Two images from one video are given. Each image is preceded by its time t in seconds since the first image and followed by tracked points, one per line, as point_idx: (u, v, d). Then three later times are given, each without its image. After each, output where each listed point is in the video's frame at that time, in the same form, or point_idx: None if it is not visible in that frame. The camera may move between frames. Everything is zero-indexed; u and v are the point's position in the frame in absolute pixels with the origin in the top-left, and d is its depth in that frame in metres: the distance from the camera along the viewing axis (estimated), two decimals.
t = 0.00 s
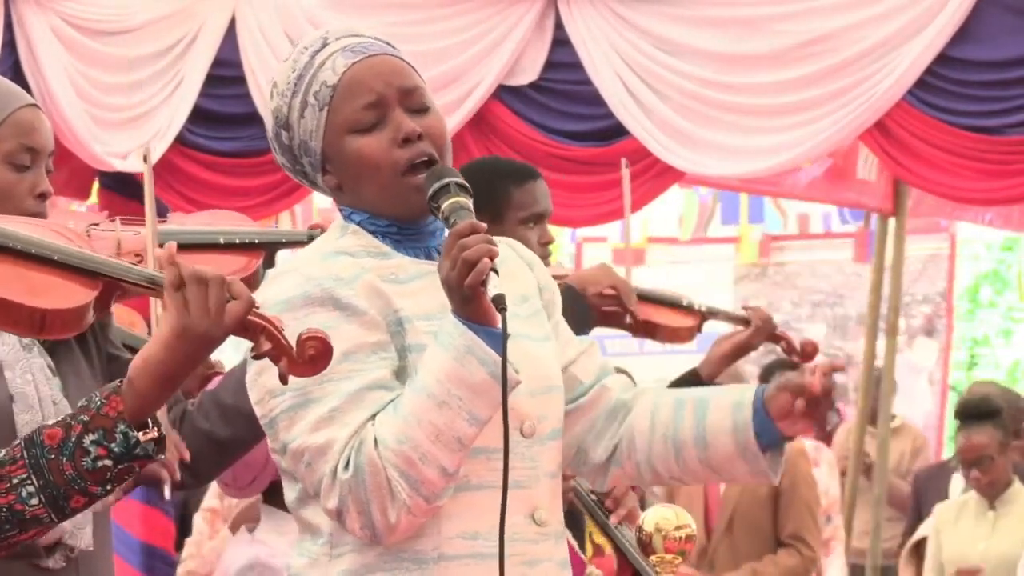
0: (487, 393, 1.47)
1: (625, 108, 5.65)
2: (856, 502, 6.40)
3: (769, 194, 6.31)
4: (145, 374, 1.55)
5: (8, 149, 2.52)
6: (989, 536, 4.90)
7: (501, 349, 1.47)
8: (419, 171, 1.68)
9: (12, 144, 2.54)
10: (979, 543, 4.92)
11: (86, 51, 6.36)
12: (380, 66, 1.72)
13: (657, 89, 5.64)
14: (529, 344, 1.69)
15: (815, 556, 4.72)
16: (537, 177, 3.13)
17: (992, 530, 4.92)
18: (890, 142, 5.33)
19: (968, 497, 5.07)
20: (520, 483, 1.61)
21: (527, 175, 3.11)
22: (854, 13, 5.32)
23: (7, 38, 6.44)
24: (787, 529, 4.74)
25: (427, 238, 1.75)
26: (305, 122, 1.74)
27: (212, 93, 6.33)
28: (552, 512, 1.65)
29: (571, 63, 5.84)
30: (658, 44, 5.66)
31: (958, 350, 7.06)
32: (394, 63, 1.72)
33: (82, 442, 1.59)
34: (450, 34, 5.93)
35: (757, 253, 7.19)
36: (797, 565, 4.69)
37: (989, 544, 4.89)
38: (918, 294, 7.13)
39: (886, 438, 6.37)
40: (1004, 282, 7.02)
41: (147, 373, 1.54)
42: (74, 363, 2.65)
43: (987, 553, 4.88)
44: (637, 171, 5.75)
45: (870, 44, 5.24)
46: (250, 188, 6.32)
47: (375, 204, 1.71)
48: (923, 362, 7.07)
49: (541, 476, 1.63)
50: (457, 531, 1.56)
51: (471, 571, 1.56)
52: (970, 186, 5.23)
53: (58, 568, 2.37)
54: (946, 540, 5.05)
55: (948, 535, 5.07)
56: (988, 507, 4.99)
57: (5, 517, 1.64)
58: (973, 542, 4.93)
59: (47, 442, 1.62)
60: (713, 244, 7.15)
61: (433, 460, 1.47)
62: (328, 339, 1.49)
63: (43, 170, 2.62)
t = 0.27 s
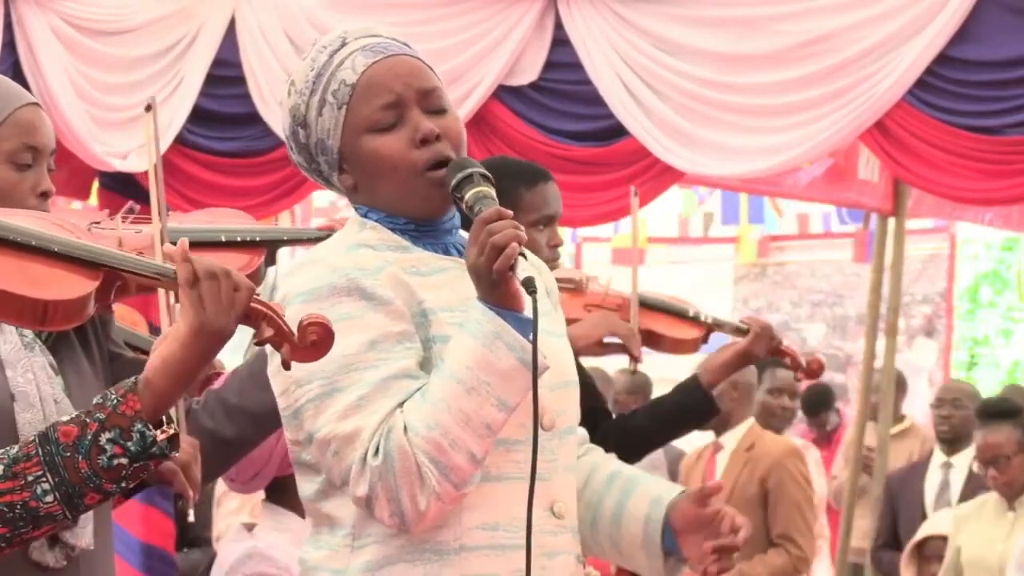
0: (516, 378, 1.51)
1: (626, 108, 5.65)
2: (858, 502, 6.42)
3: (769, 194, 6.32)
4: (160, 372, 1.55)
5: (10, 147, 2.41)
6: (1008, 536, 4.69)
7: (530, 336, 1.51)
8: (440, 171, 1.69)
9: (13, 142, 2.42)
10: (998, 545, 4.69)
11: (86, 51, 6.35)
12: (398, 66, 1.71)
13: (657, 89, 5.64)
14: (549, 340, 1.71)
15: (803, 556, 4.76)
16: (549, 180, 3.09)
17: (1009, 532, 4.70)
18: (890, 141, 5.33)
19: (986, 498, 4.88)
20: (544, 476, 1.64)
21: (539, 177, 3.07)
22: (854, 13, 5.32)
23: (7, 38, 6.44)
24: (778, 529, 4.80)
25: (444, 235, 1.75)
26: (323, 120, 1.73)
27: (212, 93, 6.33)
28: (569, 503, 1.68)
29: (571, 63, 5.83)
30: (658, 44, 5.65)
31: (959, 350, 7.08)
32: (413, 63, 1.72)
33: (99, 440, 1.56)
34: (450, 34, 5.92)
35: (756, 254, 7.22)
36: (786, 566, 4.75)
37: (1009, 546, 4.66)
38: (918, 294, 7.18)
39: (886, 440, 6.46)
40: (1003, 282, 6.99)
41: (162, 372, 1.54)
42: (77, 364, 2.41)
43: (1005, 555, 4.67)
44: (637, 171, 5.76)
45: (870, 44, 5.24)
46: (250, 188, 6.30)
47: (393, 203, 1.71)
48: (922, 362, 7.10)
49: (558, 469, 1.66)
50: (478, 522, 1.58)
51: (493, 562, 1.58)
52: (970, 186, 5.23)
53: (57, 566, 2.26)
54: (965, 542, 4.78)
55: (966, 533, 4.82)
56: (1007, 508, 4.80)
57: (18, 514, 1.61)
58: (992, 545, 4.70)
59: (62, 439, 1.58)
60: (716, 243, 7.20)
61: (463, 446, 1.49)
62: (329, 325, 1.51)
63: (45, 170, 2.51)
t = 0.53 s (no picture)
0: (536, 380, 1.54)
1: (625, 109, 5.65)
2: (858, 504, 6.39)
3: (769, 194, 6.30)
4: (160, 367, 1.53)
5: (10, 147, 2.40)
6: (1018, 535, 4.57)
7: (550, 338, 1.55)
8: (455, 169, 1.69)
9: (13, 142, 2.41)
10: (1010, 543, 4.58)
11: (85, 51, 6.35)
12: (420, 64, 1.72)
13: (657, 90, 5.64)
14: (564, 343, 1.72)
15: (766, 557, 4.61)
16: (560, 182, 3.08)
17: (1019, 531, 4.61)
18: (890, 141, 5.33)
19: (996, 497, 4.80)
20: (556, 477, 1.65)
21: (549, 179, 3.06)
22: (854, 13, 5.31)
23: (7, 38, 6.46)
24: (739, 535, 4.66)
25: (453, 237, 1.76)
26: (342, 113, 1.73)
27: (211, 93, 6.33)
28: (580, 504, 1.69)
29: (571, 63, 5.83)
30: (658, 44, 5.65)
31: (960, 351, 7.09)
32: (433, 62, 1.73)
33: (99, 437, 1.55)
34: (451, 34, 5.92)
35: (757, 254, 7.22)
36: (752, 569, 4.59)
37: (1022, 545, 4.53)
38: (918, 294, 7.16)
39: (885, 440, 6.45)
40: (1003, 282, 7.01)
41: (162, 366, 1.53)
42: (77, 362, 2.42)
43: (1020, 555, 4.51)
44: (637, 171, 5.75)
45: (869, 44, 5.23)
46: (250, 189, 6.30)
47: (406, 200, 1.71)
48: (921, 363, 7.11)
49: (568, 471, 1.67)
50: (489, 522, 1.59)
51: (505, 561, 1.58)
52: (970, 187, 5.23)
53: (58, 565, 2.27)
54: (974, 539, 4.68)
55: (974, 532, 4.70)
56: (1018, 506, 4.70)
57: (19, 513, 1.60)
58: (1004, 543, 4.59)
59: (62, 437, 1.58)
60: (718, 243, 7.19)
61: (480, 446, 1.51)
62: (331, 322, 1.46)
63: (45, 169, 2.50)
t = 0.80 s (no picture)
0: (548, 382, 1.54)
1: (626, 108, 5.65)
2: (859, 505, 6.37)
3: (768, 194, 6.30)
4: (160, 372, 1.48)
5: (10, 147, 2.40)
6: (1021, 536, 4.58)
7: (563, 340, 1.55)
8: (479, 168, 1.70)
9: (12, 142, 2.41)
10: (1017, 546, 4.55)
11: (85, 51, 6.35)
12: (448, 63, 1.73)
13: (657, 90, 5.64)
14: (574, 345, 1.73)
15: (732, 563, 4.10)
16: (561, 183, 3.08)
17: None
18: (890, 141, 5.32)
19: (1002, 498, 4.78)
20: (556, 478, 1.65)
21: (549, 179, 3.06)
22: (854, 13, 5.32)
23: (7, 38, 6.47)
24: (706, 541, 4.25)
25: (463, 237, 1.77)
26: (364, 106, 1.73)
27: (211, 93, 6.33)
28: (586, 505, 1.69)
29: (571, 63, 5.83)
30: (659, 44, 5.65)
31: (960, 350, 7.05)
32: (461, 63, 1.74)
33: (98, 443, 1.50)
34: (451, 35, 5.93)
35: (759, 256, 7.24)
36: None
37: None
38: (918, 294, 7.19)
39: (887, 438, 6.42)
40: (1003, 282, 7.00)
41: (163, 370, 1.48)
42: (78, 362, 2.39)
43: None
44: (637, 171, 5.75)
45: (870, 44, 5.24)
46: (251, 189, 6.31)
47: (425, 196, 1.71)
48: (921, 364, 7.12)
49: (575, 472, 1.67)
50: (494, 522, 1.59)
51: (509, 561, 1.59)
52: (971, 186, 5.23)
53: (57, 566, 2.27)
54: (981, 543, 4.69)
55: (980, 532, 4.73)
56: None
57: (15, 516, 1.56)
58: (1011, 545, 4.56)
59: (62, 441, 1.53)
60: (719, 242, 7.19)
61: (491, 446, 1.51)
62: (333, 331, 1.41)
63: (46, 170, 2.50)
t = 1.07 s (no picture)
0: (540, 391, 1.53)
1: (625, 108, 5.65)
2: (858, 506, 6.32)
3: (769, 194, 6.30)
4: (165, 390, 1.40)
5: (10, 148, 2.39)
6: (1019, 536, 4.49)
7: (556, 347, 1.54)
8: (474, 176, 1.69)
9: (13, 143, 2.41)
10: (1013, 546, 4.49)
11: (86, 51, 6.35)
12: (459, 68, 1.71)
13: (657, 90, 5.64)
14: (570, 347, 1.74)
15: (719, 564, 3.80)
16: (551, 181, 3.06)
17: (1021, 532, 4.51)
18: (890, 141, 5.32)
19: (998, 497, 4.70)
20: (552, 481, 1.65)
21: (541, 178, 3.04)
22: (854, 13, 5.33)
23: (7, 38, 6.45)
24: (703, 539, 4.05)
25: (463, 239, 1.77)
26: (371, 102, 1.72)
27: (212, 93, 6.33)
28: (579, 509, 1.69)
29: (571, 63, 5.82)
30: (659, 44, 5.65)
31: (960, 351, 7.06)
32: (472, 68, 1.72)
33: (103, 457, 1.43)
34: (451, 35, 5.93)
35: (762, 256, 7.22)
36: None
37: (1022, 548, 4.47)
38: (918, 294, 7.16)
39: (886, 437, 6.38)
40: (1004, 282, 7.02)
41: (169, 388, 1.40)
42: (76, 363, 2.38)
43: None
44: (637, 170, 5.75)
45: (869, 44, 5.25)
46: (251, 189, 6.31)
47: (422, 199, 1.71)
48: (921, 363, 7.09)
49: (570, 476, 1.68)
50: (488, 524, 1.59)
51: (502, 564, 1.59)
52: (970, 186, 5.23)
53: (58, 567, 2.27)
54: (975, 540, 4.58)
55: (977, 533, 4.60)
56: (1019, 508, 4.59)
57: (18, 526, 1.48)
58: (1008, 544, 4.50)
59: (68, 454, 1.46)
60: (718, 243, 7.18)
61: (482, 453, 1.51)
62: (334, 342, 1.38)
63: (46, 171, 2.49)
